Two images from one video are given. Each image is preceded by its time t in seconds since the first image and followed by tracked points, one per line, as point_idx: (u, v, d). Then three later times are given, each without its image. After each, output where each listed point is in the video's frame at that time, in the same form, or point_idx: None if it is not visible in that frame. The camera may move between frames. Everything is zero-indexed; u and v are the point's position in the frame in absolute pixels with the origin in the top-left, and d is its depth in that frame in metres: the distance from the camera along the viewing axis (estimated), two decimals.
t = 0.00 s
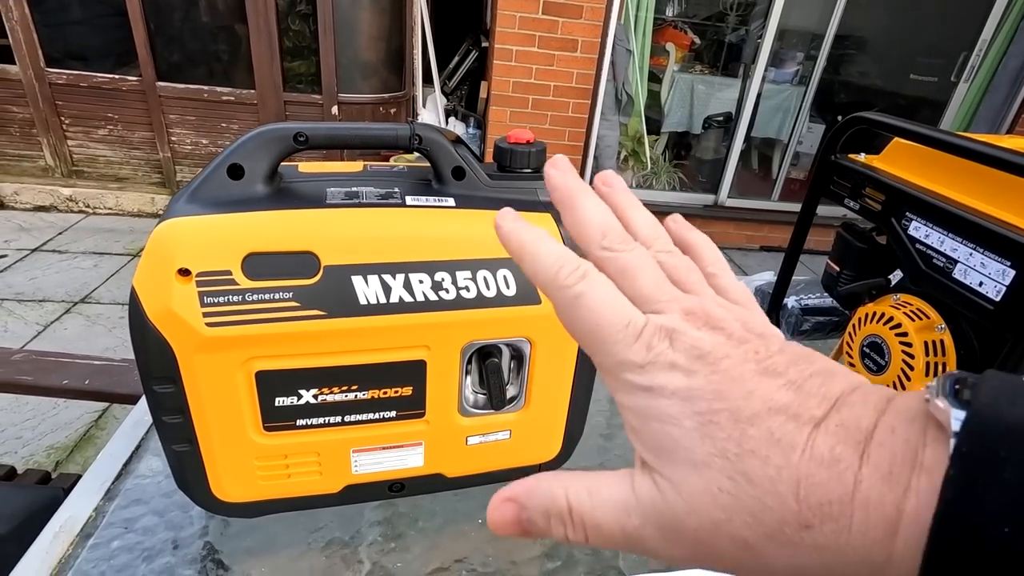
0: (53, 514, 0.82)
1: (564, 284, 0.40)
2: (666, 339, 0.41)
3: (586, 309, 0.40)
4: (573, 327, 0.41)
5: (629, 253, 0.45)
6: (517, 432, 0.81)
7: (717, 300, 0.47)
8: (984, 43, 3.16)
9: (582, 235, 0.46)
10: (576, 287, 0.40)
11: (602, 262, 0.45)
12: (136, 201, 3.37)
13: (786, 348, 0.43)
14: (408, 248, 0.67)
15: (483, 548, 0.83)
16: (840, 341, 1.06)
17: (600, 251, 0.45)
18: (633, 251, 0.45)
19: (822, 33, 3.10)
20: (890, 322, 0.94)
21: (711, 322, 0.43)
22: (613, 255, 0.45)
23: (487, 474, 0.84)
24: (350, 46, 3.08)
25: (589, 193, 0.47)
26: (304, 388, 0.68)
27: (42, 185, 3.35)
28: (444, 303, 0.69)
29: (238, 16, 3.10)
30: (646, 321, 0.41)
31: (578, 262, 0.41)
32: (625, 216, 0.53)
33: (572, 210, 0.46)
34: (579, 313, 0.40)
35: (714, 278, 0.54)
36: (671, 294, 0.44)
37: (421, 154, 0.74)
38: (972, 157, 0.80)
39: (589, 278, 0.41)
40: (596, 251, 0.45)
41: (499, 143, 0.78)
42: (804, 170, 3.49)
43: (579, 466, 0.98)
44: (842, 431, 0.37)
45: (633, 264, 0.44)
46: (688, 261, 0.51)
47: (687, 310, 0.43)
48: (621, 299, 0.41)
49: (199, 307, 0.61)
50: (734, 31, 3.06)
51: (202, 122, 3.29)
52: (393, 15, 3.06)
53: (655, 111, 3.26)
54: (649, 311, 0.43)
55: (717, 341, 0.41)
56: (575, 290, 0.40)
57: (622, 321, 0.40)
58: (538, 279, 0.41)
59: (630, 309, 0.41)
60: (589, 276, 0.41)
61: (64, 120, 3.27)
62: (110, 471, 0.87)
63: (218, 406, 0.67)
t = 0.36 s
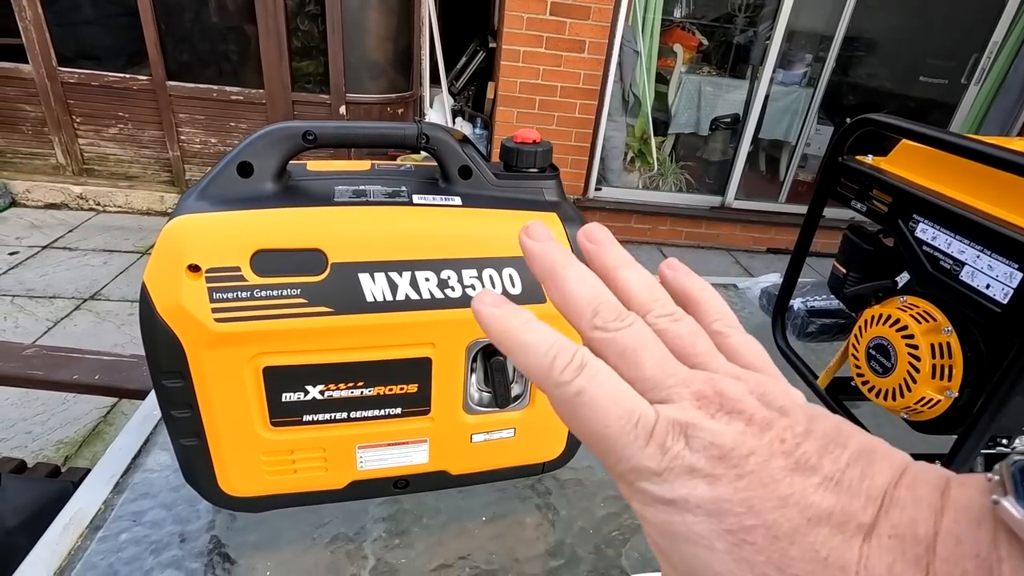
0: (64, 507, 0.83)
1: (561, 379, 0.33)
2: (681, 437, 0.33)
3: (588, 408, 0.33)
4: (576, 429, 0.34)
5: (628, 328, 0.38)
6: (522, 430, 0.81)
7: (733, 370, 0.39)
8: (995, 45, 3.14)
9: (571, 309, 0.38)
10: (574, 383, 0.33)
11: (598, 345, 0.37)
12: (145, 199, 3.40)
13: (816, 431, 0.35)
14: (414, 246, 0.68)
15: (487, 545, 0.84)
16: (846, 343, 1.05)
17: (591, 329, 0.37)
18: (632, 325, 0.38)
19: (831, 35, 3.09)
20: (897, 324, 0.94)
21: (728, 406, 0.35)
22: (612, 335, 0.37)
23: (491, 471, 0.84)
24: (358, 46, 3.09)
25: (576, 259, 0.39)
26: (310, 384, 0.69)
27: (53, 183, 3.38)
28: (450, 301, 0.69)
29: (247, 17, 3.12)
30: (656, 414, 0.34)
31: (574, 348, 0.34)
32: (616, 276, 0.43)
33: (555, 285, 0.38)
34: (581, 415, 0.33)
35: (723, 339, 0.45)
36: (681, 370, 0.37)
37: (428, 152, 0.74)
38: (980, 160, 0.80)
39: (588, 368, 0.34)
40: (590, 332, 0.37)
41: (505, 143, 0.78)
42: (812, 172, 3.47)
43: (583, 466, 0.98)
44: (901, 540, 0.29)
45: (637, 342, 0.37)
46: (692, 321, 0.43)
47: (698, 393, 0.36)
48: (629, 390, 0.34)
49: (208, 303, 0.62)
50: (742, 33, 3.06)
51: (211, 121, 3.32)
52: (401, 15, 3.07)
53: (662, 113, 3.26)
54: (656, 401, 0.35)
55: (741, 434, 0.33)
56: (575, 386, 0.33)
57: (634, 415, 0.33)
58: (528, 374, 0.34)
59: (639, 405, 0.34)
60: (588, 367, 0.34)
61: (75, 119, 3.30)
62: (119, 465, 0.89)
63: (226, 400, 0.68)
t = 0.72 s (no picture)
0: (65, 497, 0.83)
1: (635, 511, 0.38)
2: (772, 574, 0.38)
3: (666, 540, 0.37)
4: (652, 559, 0.37)
5: (696, 450, 0.42)
6: (522, 426, 0.81)
7: (812, 500, 0.44)
8: (1005, 47, 3.11)
9: (637, 434, 0.42)
10: (649, 513, 0.38)
11: (670, 470, 0.41)
12: (152, 197, 3.42)
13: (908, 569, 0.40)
14: (415, 239, 0.68)
15: (488, 540, 0.84)
16: (849, 342, 1.05)
17: (659, 453, 0.42)
18: (699, 450, 0.42)
19: (839, 35, 3.07)
20: (901, 323, 0.93)
21: (815, 542, 0.40)
22: (681, 460, 0.41)
23: (492, 466, 0.84)
24: (364, 46, 3.10)
25: (633, 378, 0.42)
26: (311, 375, 0.69)
27: (61, 180, 3.41)
28: (451, 293, 0.69)
29: (254, 16, 3.13)
30: (740, 545, 0.38)
31: (643, 477, 0.38)
32: (675, 391, 0.47)
33: (614, 408, 0.41)
34: (659, 546, 0.37)
35: (792, 458, 0.49)
36: (759, 501, 0.42)
37: (430, 146, 0.74)
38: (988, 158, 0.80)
39: (661, 498, 0.38)
40: (657, 456, 0.42)
41: (508, 137, 0.78)
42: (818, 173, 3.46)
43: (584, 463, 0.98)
44: None
45: (708, 469, 0.41)
46: (757, 441, 0.47)
47: (783, 524, 0.41)
48: (707, 522, 0.38)
49: (210, 293, 0.62)
50: (749, 33, 3.04)
51: (217, 119, 3.33)
52: (407, 15, 3.08)
53: (667, 113, 3.26)
54: (740, 533, 0.40)
55: (833, 572, 0.38)
56: (650, 517, 0.37)
57: (715, 548, 0.37)
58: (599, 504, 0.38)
59: (716, 536, 0.38)
60: (661, 497, 0.38)
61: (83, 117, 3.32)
62: (121, 456, 0.89)
63: (226, 391, 0.68)
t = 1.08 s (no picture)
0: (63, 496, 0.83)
1: (685, 538, 0.43)
2: None
3: (714, 567, 0.41)
4: None
5: (739, 484, 0.48)
6: (520, 430, 0.81)
7: (855, 535, 0.49)
8: (1013, 51, 3.09)
9: (682, 469, 0.48)
10: (697, 543, 0.42)
11: (715, 501, 0.47)
12: (157, 195, 3.45)
13: None
14: (413, 242, 0.68)
15: (484, 544, 0.83)
16: (850, 350, 1.04)
17: (705, 486, 0.48)
18: (743, 484, 0.48)
19: (845, 39, 3.06)
20: (903, 331, 0.92)
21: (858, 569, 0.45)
22: (725, 493, 0.47)
23: (489, 470, 0.84)
24: (369, 46, 3.11)
25: (673, 418, 0.49)
26: (308, 378, 0.69)
27: (67, 178, 3.43)
28: (449, 297, 0.69)
29: (260, 16, 3.14)
30: (787, 573, 0.43)
31: (689, 510, 0.43)
32: (718, 431, 0.53)
33: (660, 445, 0.48)
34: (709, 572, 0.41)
35: (833, 496, 0.55)
36: (804, 533, 0.47)
37: (431, 149, 0.74)
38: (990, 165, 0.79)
39: (707, 529, 0.43)
40: (704, 488, 0.48)
41: (508, 141, 0.78)
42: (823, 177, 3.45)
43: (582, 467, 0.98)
44: None
45: (751, 501, 0.47)
46: (798, 480, 0.52)
47: (828, 555, 0.45)
48: (753, 553, 0.43)
49: (208, 296, 0.63)
50: (754, 37, 3.04)
51: (222, 119, 3.34)
52: (412, 16, 3.08)
53: (672, 115, 3.25)
54: (786, 563, 0.45)
55: None
56: (698, 545, 0.42)
57: None
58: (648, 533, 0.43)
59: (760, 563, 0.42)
60: (707, 527, 0.43)
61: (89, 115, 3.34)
62: (120, 456, 0.89)
63: (224, 393, 0.68)
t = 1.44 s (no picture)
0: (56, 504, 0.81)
1: None
2: None
3: None
4: None
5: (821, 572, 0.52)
6: (526, 442, 0.78)
7: None
8: None
9: (769, 563, 0.55)
10: None
11: None
12: (161, 193, 3.44)
13: None
14: (417, 248, 0.65)
15: (488, 559, 0.81)
16: (866, 360, 1.01)
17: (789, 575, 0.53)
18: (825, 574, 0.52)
19: (854, 40, 3.02)
20: (921, 342, 0.89)
21: None
22: None
23: (493, 482, 0.81)
24: (374, 46, 3.09)
25: (756, 519, 0.57)
26: (307, 388, 0.67)
27: (71, 175, 3.42)
28: (454, 305, 0.66)
29: (264, 14, 3.12)
30: None
31: None
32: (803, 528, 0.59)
33: (745, 539, 0.56)
34: None
35: None
36: None
37: (436, 152, 0.72)
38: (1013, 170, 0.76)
39: None
40: None
41: (516, 143, 0.76)
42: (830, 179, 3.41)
43: (589, 478, 0.95)
44: None
45: None
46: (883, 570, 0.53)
47: None
48: None
49: (203, 303, 0.60)
50: (762, 37, 3.00)
51: (227, 117, 3.33)
52: (417, 14, 3.06)
53: (679, 116, 3.22)
54: None
55: None
56: None
57: None
58: None
59: None
60: None
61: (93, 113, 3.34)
62: (114, 463, 0.87)
63: (220, 403, 0.66)
